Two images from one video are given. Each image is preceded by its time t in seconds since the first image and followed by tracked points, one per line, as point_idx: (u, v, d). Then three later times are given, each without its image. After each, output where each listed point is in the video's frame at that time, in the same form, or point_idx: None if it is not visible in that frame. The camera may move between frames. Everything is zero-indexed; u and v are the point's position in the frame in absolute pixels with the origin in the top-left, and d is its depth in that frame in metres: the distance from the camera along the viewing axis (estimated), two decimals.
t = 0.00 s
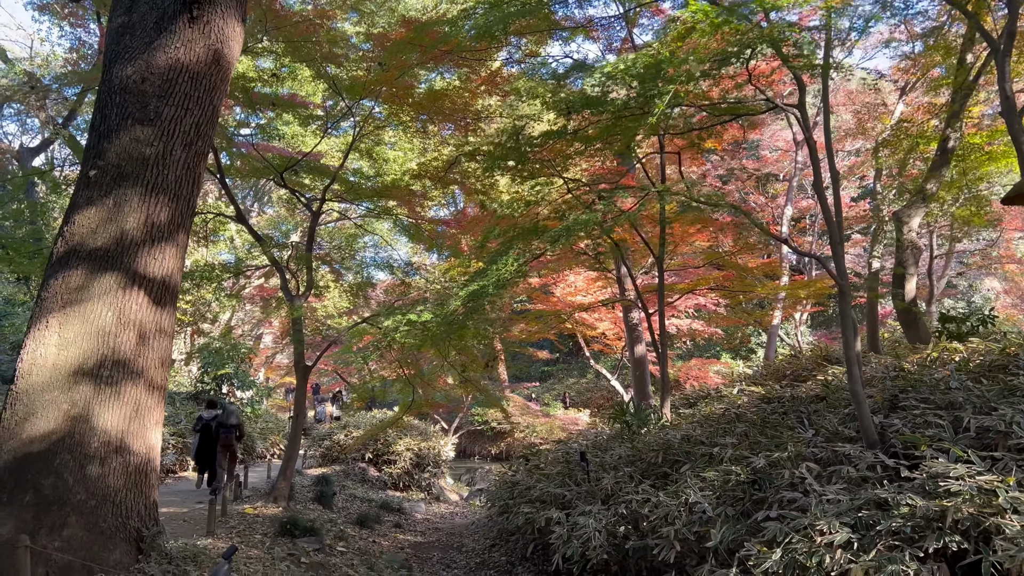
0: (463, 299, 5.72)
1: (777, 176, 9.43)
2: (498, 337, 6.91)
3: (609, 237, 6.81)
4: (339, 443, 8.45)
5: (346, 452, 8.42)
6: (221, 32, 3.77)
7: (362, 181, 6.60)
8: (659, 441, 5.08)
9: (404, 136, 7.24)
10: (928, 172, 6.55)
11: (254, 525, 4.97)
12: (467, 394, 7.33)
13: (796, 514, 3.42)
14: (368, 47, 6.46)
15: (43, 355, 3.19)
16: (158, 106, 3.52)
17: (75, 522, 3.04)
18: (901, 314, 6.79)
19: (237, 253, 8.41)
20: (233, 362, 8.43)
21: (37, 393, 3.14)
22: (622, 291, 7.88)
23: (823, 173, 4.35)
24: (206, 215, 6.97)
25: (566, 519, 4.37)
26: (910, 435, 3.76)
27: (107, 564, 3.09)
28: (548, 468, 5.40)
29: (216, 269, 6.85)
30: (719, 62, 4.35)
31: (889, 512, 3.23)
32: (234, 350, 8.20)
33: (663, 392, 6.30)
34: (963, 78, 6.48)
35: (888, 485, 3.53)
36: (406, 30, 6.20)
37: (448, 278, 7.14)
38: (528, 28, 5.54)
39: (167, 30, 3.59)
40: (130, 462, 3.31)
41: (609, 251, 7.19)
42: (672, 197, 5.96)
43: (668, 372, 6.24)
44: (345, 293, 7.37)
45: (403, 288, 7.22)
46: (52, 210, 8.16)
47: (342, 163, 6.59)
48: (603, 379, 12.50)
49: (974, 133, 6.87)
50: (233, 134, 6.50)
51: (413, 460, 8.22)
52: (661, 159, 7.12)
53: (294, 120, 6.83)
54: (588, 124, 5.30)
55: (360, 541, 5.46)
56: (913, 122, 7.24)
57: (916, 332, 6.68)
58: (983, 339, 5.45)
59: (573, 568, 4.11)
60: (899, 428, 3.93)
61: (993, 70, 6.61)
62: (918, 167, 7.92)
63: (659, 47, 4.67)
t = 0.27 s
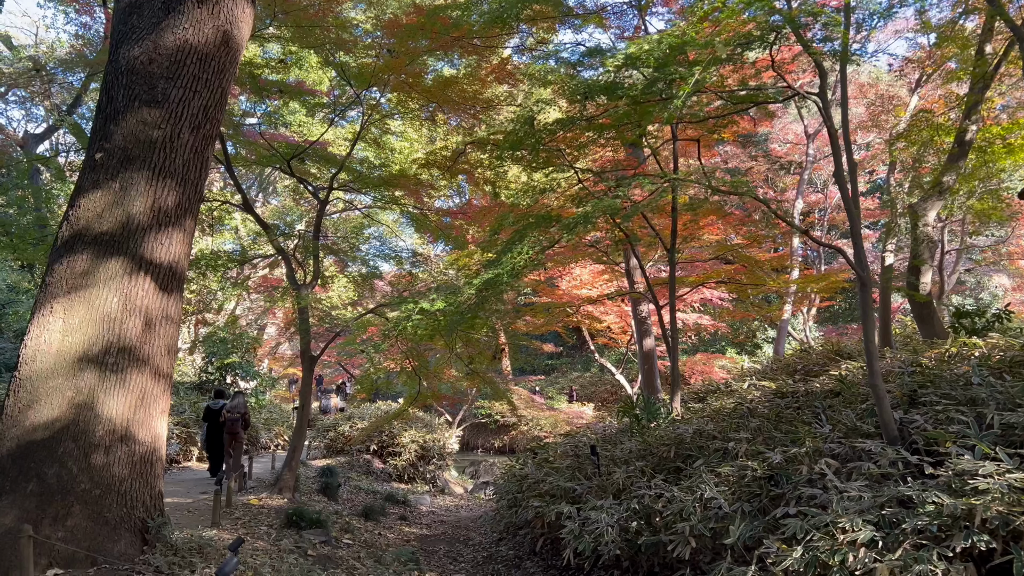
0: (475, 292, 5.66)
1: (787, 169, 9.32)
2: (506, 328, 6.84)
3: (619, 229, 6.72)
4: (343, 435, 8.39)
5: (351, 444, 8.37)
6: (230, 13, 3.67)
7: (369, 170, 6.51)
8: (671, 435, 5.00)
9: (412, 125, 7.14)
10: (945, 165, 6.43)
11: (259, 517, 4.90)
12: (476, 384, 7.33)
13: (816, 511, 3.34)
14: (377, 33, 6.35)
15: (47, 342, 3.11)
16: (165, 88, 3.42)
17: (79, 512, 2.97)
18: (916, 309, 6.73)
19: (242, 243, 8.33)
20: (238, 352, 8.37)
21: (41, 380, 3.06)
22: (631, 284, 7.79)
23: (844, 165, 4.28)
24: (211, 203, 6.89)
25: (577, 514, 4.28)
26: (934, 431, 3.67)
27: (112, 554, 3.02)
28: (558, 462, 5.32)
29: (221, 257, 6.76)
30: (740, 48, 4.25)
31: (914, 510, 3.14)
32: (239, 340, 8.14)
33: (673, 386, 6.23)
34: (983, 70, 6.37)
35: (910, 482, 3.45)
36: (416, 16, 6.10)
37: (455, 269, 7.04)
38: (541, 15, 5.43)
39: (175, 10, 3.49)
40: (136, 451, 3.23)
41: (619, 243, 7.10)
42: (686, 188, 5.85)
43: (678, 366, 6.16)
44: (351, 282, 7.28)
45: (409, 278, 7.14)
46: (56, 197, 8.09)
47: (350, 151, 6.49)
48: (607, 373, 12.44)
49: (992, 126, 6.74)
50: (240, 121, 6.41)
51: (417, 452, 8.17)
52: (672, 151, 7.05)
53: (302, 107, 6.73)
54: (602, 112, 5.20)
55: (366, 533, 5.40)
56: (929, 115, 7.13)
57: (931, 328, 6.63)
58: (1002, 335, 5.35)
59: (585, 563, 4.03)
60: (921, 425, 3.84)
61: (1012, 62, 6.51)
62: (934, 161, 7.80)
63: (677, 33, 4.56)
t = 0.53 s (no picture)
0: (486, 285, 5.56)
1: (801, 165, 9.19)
2: (518, 324, 6.75)
3: (634, 223, 6.61)
4: (352, 430, 8.35)
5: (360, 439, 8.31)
6: None
7: (380, 163, 6.42)
8: (688, 434, 4.91)
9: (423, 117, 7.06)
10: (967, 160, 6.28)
11: (268, 513, 4.84)
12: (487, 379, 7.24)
13: (842, 514, 3.24)
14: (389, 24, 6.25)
15: (55, 334, 3.05)
16: (176, 76, 3.34)
17: (86, 508, 2.91)
18: (936, 307, 6.55)
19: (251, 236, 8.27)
20: (247, 346, 8.32)
21: (48, 373, 3.00)
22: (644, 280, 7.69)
23: (868, 160, 4.19)
24: (221, 196, 6.83)
25: (593, 514, 4.20)
26: (963, 433, 3.56)
27: (120, 552, 2.96)
28: (571, 460, 5.24)
29: (230, 250, 6.70)
30: (763, 38, 4.15)
31: (945, 514, 3.04)
32: (248, 334, 8.09)
33: (687, 383, 6.12)
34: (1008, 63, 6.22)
35: (939, 485, 3.34)
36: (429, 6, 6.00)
37: (465, 264, 6.94)
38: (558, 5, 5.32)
39: None
40: (145, 446, 3.17)
41: (632, 238, 7.00)
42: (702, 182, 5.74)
43: (694, 363, 6.06)
44: (361, 277, 7.21)
45: (420, 273, 7.06)
46: (66, 189, 8.05)
47: (362, 143, 6.41)
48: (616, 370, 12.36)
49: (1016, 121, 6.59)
50: (250, 113, 6.34)
51: (426, 448, 8.10)
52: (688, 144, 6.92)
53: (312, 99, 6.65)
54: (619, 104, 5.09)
55: (376, 530, 5.33)
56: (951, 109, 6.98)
57: (950, 327, 6.47)
58: None
59: (601, 564, 3.94)
60: (950, 426, 3.73)
61: None
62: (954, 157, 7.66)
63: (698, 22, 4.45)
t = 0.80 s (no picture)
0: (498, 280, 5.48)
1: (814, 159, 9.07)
2: (529, 319, 6.67)
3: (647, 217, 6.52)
4: (361, 425, 8.31)
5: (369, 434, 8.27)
6: None
7: (391, 155, 6.34)
8: (704, 430, 4.82)
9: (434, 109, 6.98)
10: (989, 152, 6.05)
11: (279, 508, 4.79)
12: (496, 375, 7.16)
13: (868, 512, 3.15)
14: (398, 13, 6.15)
15: (64, 325, 2.98)
16: (187, 62, 3.27)
17: (95, 502, 2.85)
18: (954, 302, 6.59)
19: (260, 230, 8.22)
20: (256, 340, 8.28)
21: (57, 365, 2.93)
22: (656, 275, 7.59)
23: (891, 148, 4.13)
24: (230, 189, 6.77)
25: (608, 511, 4.12)
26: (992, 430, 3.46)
27: (130, 547, 2.91)
28: (584, 456, 5.16)
29: (239, 243, 6.64)
30: (785, 24, 4.04)
31: (976, 513, 2.95)
32: (257, 328, 8.05)
33: (702, 379, 6.03)
34: None
35: (968, 483, 3.25)
36: None
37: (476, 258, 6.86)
38: None
39: None
40: (154, 440, 3.11)
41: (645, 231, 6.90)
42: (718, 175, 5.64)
43: (708, 359, 5.97)
44: (371, 271, 7.14)
45: (430, 267, 6.99)
46: (74, 182, 8.01)
47: (372, 136, 6.33)
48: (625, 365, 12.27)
49: None
50: (259, 105, 6.27)
51: (435, 443, 8.05)
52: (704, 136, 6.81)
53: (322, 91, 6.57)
54: (635, 95, 4.99)
55: (386, 526, 5.28)
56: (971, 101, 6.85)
57: (970, 322, 6.45)
58: None
59: (618, 562, 3.86)
60: (977, 423, 3.63)
61: None
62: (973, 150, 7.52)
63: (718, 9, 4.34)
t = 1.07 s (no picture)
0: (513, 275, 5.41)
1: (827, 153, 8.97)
2: (541, 315, 6.60)
3: (662, 212, 6.44)
4: (371, 422, 8.28)
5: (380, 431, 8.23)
6: None
7: (401, 150, 6.26)
8: (723, 427, 4.74)
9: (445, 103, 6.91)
10: (1012, 143, 5.91)
11: (291, 506, 4.73)
12: (508, 373, 7.10)
13: (900, 512, 3.07)
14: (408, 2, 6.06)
15: (74, 320, 2.92)
16: (197, 52, 3.19)
17: (107, 501, 2.79)
18: (975, 297, 6.45)
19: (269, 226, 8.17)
20: (265, 337, 8.24)
21: (67, 361, 2.86)
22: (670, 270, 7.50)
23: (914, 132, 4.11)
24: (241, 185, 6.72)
25: (627, 510, 4.03)
26: None
27: (142, 548, 2.85)
28: (600, 454, 5.08)
29: (248, 239, 6.59)
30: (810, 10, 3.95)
31: (1013, 511, 2.85)
32: (267, 325, 8.01)
33: (718, 375, 5.94)
34: None
35: (1002, 481, 3.16)
36: None
37: (487, 254, 6.79)
38: None
39: None
40: (166, 438, 3.04)
41: (659, 227, 6.82)
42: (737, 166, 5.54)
43: (724, 356, 5.89)
44: (381, 267, 7.09)
45: (441, 262, 6.92)
46: (82, 179, 7.97)
47: (383, 130, 6.25)
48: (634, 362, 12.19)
49: None
50: (269, 100, 6.20)
51: (446, 440, 8.00)
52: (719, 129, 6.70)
53: (332, 85, 6.49)
54: (653, 87, 4.89)
55: (400, 524, 5.23)
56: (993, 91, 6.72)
57: (991, 316, 6.32)
58: None
59: (638, 562, 3.78)
60: (1010, 419, 3.53)
61: None
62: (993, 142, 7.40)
63: None
